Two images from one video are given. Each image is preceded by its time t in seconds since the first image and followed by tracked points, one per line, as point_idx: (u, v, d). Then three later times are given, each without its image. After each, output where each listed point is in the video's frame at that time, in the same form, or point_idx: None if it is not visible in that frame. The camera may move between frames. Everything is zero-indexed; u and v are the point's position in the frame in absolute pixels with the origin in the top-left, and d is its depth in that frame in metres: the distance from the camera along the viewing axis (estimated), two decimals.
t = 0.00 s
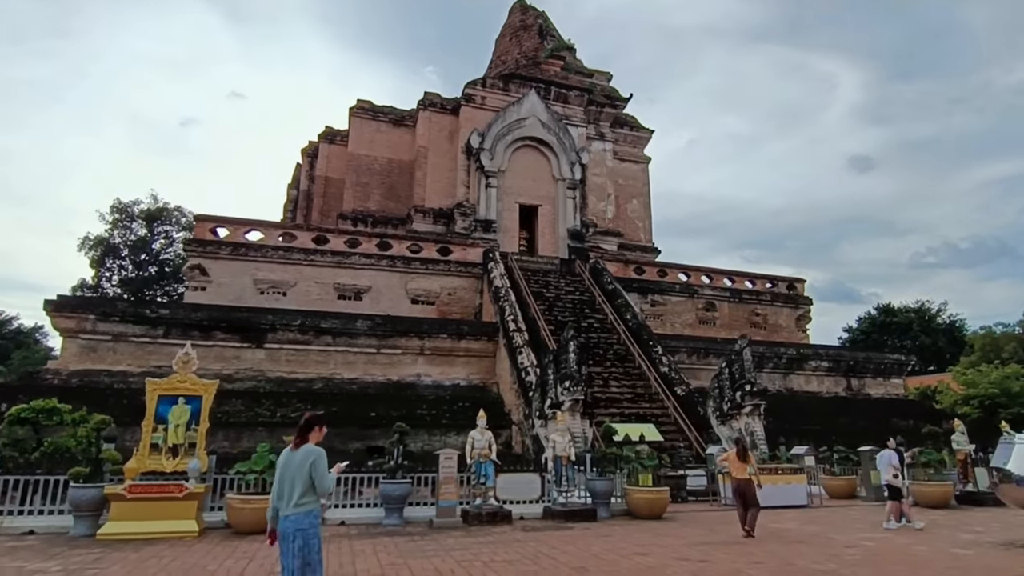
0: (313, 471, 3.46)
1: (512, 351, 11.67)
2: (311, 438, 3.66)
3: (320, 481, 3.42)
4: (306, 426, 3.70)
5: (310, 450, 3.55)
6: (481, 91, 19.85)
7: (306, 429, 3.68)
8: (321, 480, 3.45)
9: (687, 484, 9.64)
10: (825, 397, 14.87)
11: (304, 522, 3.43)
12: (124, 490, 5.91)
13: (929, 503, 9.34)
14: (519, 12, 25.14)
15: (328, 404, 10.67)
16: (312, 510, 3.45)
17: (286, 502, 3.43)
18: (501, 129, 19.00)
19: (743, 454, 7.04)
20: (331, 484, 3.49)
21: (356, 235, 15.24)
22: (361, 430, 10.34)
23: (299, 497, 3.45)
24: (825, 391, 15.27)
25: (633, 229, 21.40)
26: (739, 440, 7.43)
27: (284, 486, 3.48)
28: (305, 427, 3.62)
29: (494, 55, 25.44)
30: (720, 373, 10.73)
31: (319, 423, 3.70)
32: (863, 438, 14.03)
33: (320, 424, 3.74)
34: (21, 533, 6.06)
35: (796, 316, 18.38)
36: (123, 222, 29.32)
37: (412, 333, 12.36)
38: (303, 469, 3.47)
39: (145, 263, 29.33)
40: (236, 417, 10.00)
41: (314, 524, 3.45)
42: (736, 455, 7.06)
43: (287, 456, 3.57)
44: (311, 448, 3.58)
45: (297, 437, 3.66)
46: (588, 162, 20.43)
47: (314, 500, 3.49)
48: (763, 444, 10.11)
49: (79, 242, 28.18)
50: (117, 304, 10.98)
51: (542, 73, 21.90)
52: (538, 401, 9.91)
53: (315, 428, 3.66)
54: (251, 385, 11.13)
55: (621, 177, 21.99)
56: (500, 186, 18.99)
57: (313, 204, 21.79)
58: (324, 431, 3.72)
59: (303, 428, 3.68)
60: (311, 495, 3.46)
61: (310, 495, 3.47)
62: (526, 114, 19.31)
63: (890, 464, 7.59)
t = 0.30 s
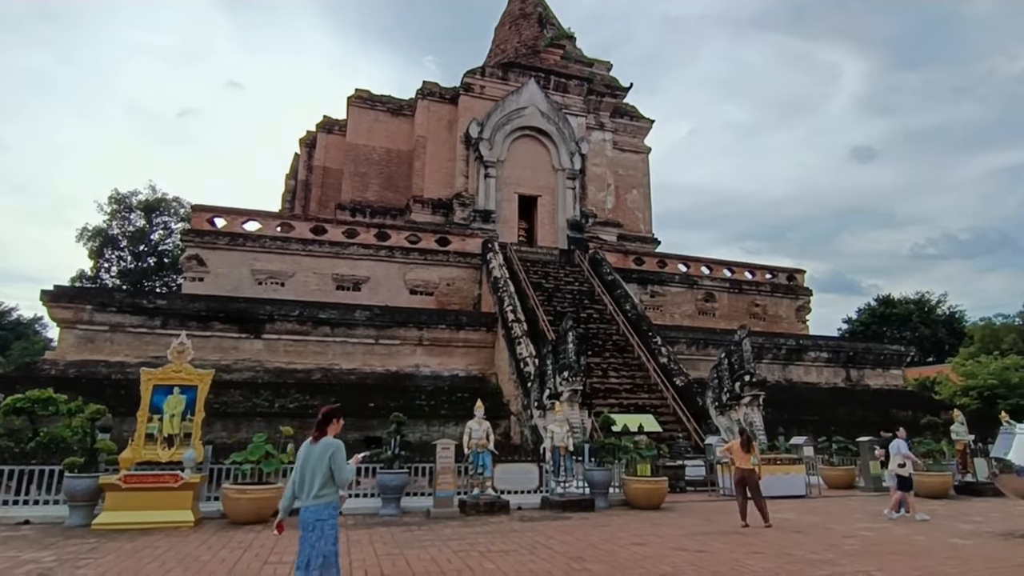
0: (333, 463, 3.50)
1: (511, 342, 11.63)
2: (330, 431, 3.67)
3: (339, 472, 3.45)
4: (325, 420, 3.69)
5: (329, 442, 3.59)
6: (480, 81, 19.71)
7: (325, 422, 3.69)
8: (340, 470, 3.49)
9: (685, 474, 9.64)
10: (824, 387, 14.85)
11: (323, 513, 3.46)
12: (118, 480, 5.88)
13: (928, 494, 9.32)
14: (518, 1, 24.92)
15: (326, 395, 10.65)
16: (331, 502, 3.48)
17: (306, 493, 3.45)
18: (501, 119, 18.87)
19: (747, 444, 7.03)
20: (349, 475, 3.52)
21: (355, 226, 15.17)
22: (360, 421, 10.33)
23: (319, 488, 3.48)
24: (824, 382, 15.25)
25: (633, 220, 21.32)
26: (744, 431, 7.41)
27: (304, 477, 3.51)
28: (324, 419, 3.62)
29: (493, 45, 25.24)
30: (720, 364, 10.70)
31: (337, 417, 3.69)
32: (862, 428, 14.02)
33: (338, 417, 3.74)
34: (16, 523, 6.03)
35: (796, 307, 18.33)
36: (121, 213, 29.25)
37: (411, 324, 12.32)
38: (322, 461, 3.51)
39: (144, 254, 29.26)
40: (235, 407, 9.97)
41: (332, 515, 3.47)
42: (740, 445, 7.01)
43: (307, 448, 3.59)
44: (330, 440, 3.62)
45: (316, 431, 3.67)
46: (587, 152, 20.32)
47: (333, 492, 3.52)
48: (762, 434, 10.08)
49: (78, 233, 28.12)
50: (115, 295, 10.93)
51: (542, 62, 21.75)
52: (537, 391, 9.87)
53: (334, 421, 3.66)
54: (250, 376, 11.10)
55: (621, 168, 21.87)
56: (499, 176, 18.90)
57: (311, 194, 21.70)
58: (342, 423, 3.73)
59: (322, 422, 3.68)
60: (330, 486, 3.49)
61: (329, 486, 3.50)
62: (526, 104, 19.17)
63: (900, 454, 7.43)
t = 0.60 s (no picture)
0: (348, 455, 3.63)
1: (511, 337, 11.57)
2: (349, 423, 3.82)
3: (353, 464, 3.58)
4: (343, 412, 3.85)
5: (344, 435, 3.72)
6: (480, 75, 19.61)
7: (343, 415, 3.84)
8: (354, 461, 3.61)
9: (686, 470, 9.58)
10: (825, 384, 14.78)
11: (342, 504, 3.61)
12: (113, 476, 5.83)
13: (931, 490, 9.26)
14: None
15: (325, 390, 10.58)
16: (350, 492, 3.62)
17: (326, 485, 3.62)
18: (501, 114, 18.77)
19: (760, 438, 6.97)
20: (365, 466, 3.64)
21: (354, 222, 15.09)
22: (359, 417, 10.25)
23: (337, 480, 3.63)
24: (825, 378, 15.18)
25: (634, 216, 21.23)
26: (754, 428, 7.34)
27: (323, 470, 3.68)
28: (343, 412, 3.78)
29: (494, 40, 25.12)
30: (721, 359, 10.64)
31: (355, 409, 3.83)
32: (864, 424, 13.95)
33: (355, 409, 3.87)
34: (12, 518, 5.98)
35: (797, 303, 18.26)
36: (120, 209, 29.17)
37: (411, 320, 12.25)
38: (338, 453, 3.65)
39: (144, 250, 29.15)
40: (234, 403, 9.92)
41: (352, 505, 3.61)
42: (752, 440, 6.96)
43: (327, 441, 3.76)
44: (346, 433, 3.75)
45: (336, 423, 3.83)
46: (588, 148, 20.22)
47: (351, 482, 3.66)
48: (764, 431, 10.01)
49: (77, 229, 28.04)
50: (112, 290, 10.85)
51: (542, 57, 21.64)
52: (536, 387, 9.81)
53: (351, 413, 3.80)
54: (248, 371, 11.04)
55: (622, 163, 21.77)
56: (499, 171, 18.81)
57: (311, 190, 21.62)
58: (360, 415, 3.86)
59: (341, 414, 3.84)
60: (347, 477, 3.63)
61: (347, 477, 3.64)
62: (526, 99, 19.06)
63: (912, 449, 7.47)
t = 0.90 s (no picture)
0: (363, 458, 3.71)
1: (507, 336, 11.50)
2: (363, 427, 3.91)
3: (368, 466, 3.66)
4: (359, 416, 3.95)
5: (360, 438, 3.81)
6: (475, 74, 19.53)
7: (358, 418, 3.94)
8: (369, 464, 3.69)
9: (683, 469, 9.53)
10: (821, 382, 14.76)
11: (358, 507, 3.67)
12: (101, 479, 5.74)
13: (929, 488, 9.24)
14: None
15: (320, 390, 10.49)
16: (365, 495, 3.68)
17: (341, 488, 3.68)
18: (496, 112, 18.69)
19: (763, 438, 6.92)
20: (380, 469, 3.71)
21: (349, 221, 15.00)
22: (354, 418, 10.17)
23: (352, 483, 3.70)
24: (822, 376, 15.16)
25: (630, 215, 21.18)
26: (755, 426, 7.29)
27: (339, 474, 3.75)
28: (359, 415, 3.88)
29: (489, 38, 25.04)
30: (717, 358, 10.59)
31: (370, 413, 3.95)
32: (861, 422, 13.92)
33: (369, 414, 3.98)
34: None
35: (793, 302, 18.23)
36: (114, 209, 28.99)
37: (406, 319, 12.17)
38: (354, 456, 3.73)
39: (138, 250, 28.99)
40: (227, 404, 9.82)
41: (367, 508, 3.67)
42: (755, 440, 6.92)
43: (343, 445, 3.85)
44: (361, 437, 3.84)
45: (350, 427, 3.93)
46: (584, 146, 20.16)
47: (367, 486, 3.72)
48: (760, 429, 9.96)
49: (71, 229, 27.89)
50: (104, 290, 10.74)
51: (538, 56, 21.58)
52: (533, 387, 9.75)
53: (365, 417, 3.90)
54: (242, 372, 10.95)
55: (617, 162, 21.71)
56: (495, 170, 18.73)
57: (305, 189, 21.51)
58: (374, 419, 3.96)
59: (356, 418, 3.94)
60: (362, 481, 3.70)
61: (362, 481, 3.70)
62: (522, 97, 18.99)
63: (919, 447, 7.51)
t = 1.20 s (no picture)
0: (383, 467, 3.89)
1: (503, 344, 11.43)
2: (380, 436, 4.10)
3: (388, 474, 3.83)
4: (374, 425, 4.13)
5: (378, 447, 3.99)
6: (468, 83, 19.54)
7: (375, 427, 4.12)
8: (390, 471, 3.87)
9: (683, 475, 9.45)
10: (819, 385, 14.71)
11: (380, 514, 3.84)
12: (90, 494, 5.64)
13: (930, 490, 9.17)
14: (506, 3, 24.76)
15: (316, 401, 10.39)
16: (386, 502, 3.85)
17: (362, 496, 3.84)
18: (490, 120, 18.69)
19: (762, 443, 6.87)
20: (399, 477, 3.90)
21: (343, 230, 14.94)
22: (350, 428, 10.06)
23: (373, 491, 3.86)
24: (819, 380, 15.12)
25: (625, 221, 21.17)
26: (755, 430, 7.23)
27: (359, 482, 3.91)
28: (376, 425, 4.06)
29: (482, 47, 25.10)
30: (715, 363, 10.54)
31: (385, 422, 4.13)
32: (860, 425, 13.85)
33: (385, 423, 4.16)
34: None
35: (790, 305, 18.21)
36: (108, 222, 28.87)
37: (402, 328, 12.09)
38: (374, 465, 3.90)
39: (132, 263, 28.85)
40: (222, 416, 9.71)
41: (389, 514, 3.82)
42: (754, 445, 6.87)
43: (361, 454, 4.01)
44: (379, 446, 4.01)
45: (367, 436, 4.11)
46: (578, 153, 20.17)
47: (387, 493, 3.89)
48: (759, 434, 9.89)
49: (64, 243, 27.75)
50: (97, 303, 10.63)
51: (530, 64, 21.63)
52: (529, 394, 9.67)
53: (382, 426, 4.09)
54: (237, 384, 10.84)
55: (612, 168, 21.73)
56: (489, 178, 18.70)
57: (299, 200, 21.44)
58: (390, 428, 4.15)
59: (372, 427, 4.12)
60: (382, 488, 3.87)
61: (382, 488, 3.87)
62: (516, 105, 19.01)
63: (930, 451, 7.29)
